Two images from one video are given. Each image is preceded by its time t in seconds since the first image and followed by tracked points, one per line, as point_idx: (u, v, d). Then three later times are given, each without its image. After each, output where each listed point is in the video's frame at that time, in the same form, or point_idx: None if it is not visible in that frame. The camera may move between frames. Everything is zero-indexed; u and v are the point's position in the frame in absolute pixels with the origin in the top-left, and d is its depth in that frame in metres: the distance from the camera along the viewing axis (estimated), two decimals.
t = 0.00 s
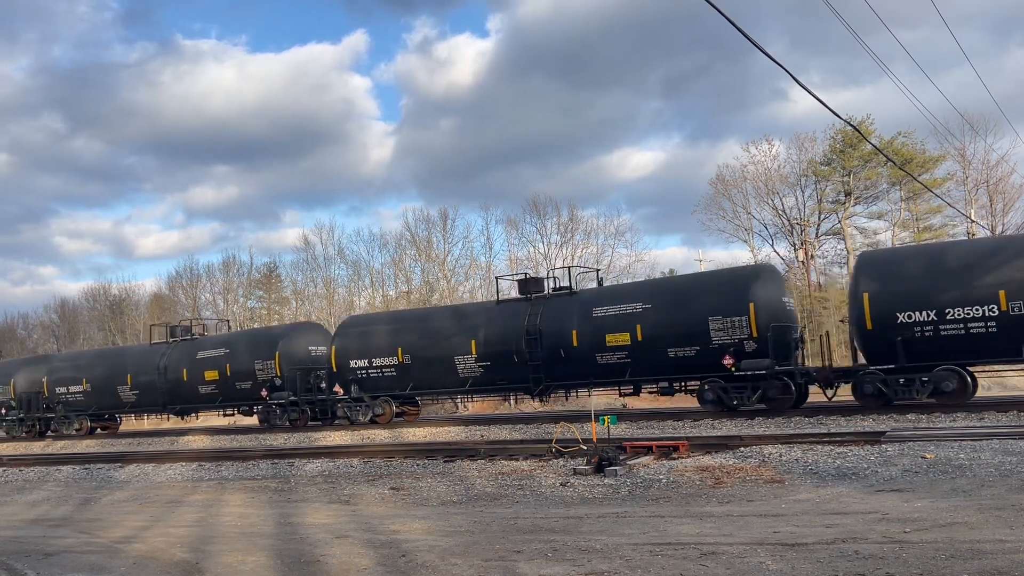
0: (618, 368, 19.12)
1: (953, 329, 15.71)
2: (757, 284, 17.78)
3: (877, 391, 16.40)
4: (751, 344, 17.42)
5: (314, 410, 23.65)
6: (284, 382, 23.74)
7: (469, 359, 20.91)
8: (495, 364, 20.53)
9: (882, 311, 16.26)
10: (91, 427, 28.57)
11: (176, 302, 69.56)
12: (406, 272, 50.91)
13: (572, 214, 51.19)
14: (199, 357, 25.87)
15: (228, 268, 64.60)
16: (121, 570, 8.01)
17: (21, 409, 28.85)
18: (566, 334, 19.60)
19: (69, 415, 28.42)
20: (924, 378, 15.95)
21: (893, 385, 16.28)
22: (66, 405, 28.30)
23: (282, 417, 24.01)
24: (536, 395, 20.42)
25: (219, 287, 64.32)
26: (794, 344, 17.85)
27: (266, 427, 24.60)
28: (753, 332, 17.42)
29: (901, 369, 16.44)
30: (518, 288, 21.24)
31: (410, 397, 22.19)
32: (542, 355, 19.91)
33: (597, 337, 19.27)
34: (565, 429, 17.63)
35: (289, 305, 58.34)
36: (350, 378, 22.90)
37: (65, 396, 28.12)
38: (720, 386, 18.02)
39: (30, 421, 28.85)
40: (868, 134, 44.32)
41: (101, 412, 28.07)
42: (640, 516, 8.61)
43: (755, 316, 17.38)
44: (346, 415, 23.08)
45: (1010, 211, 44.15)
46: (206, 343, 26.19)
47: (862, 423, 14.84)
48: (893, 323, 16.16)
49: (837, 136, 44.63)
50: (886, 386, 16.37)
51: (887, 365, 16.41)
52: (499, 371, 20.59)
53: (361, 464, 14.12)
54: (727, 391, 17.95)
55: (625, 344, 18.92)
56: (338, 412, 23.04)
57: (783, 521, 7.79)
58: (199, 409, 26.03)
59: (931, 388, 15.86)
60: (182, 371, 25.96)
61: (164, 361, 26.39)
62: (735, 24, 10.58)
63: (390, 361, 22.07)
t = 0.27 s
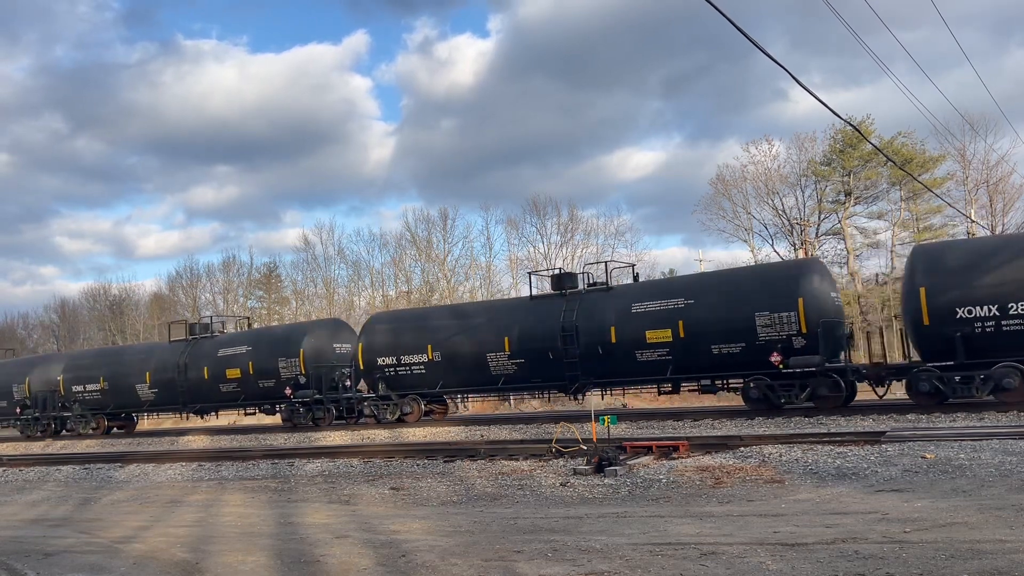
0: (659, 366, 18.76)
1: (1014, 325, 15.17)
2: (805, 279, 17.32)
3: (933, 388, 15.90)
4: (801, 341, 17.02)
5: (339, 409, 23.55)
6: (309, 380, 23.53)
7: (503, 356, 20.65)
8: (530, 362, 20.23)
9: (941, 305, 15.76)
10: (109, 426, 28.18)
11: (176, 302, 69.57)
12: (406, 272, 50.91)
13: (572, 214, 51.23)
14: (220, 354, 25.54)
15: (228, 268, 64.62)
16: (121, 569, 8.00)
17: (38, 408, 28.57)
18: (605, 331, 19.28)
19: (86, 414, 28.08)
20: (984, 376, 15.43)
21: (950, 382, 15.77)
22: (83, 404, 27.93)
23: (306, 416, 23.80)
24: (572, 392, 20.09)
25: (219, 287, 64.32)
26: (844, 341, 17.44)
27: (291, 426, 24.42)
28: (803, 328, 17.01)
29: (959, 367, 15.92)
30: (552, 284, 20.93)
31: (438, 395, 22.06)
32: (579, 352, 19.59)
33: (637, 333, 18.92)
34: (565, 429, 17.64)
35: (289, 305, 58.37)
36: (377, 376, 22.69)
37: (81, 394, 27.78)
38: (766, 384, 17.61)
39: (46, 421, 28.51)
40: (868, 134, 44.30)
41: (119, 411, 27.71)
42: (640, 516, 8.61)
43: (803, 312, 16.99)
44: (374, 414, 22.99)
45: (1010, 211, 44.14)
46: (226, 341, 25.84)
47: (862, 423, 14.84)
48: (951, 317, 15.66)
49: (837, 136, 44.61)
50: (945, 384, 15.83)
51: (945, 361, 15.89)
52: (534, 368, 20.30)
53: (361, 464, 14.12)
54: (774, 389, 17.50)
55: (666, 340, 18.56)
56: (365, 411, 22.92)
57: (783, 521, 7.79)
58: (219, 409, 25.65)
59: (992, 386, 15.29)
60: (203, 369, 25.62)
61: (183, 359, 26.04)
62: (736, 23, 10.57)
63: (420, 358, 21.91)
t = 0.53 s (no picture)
0: (702, 363, 18.36)
1: None
2: (855, 273, 16.83)
3: (994, 385, 15.61)
4: (854, 337, 16.50)
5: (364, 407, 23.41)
6: (335, 378, 23.24)
7: (537, 354, 20.29)
8: (566, 360, 19.90)
9: (1005, 300, 15.40)
10: (126, 426, 28.16)
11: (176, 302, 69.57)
12: (406, 272, 50.92)
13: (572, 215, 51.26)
14: (242, 352, 25.26)
15: (228, 268, 64.62)
16: (121, 569, 8.00)
17: (55, 406, 28.49)
18: (645, 328, 18.92)
19: (103, 413, 27.99)
20: None
21: (1012, 380, 15.43)
22: (100, 403, 27.86)
23: (331, 415, 23.53)
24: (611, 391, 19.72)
25: (219, 287, 64.31)
26: (895, 337, 16.93)
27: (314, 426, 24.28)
28: (855, 324, 16.51)
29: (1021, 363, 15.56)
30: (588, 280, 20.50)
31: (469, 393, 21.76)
32: (618, 349, 19.25)
33: (678, 330, 18.53)
34: (565, 429, 17.64)
35: (289, 305, 58.36)
36: (406, 373, 22.39)
37: (99, 393, 27.68)
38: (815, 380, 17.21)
39: (63, 419, 28.45)
40: (868, 134, 44.30)
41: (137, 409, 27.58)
42: (639, 516, 8.62)
43: (855, 307, 16.48)
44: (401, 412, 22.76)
45: (1010, 211, 44.15)
46: (247, 338, 25.63)
47: (862, 423, 14.83)
48: (1015, 313, 15.31)
49: (837, 137, 44.60)
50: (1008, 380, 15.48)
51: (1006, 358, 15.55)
52: (570, 366, 19.97)
53: (361, 464, 14.12)
54: (823, 385, 17.10)
55: (710, 337, 18.16)
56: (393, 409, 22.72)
57: (783, 521, 7.79)
58: (240, 407, 25.49)
59: None
60: (225, 367, 25.40)
61: (204, 357, 25.83)
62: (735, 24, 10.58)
63: (451, 356, 21.53)
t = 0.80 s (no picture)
0: (748, 360, 17.85)
1: None
2: (909, 267, 16.35)
3: None
4: (909, 333, 16.04)
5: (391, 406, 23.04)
6: (362, 376, 22.65)
7: (572, 351, 19.91)
8: (604, 358, 19.45)
9: None
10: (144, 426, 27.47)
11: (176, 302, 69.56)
12: (406, 272, 50.94)
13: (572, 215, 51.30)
14: (265, 350, 24.58)
15: (228, 268, 64.62)
16: (121, 570, 8.00)
17: (70, 406, 27.90)
18: (688, 324, 18.40)
19: (120, 413, 27.31)
20: None
21: None
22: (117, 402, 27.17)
23: (357, 413, 22.98)
24: (650, 390, 19.25)
25: (219, 286, 64.29)
26: (951, 334, 16.44)
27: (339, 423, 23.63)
28: (911, 319, 16.05)
29: None
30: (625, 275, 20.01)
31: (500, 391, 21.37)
32: (658, 345, 18.76)
33: (722, 326, 18.01)
34: (565, 429, 17.64)
35: (290, 305, 58.36)
36: (435, 371, 22.02)
37: (115, 392, 27.02)
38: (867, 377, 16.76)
39: (79, 419, 27.85)
40: (868, 134, 44.28)
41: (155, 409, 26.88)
42: (639, 516, 8.61)
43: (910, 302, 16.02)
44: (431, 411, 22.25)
45: (1010, 211, 44.15)
46: (270, 335, 24.86)
47: (862, 423, 14.83)
48: None
49: (838, 137, 44.59)
50: None
51: None
52: (608, 364, 19.52)
53: (361, 464, 14.12)
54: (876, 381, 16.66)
55: (756, 333, 17.64)
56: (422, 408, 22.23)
57: (783, 521, 7.79)
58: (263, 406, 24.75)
59: None
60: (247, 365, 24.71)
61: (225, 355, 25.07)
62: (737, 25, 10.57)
63: (483, 353, 21.14)
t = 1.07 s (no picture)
0: (797, 357, 17.38)
1: None
2: (970, 262, 15.79)
3: None
4: (968, 329, 15.51)
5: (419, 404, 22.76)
6: (390, 373, 22.41)
7: (611, 348, 19.48)
8: (645, 355, 19.01)
9: None
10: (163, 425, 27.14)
11: (176, 302, 69.54)
12: (406, 272, 50.95)
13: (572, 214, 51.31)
14: (289, 347, 24.35)
15: (228, 268, 64.60)
16: (121, 569, 7.99)
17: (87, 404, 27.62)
18: (733, 320, 17.92)
19: (138, 411, 27.07)
20: None
21: None
22: (136, 401, 27.01)
23: (384, 412, 22.56)
24: (692, 388, 18.83)
25: (219, 287, 64.27)
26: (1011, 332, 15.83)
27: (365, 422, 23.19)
28: (971, 315, 15.51)
29: None
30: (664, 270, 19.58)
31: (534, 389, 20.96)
32: (702, 342, 18.30)
33: (770, 322, 17.53)
34: (565, 429, 17.64)
35: (290, 305, 58.35)
36: (466, 368, 21.60)
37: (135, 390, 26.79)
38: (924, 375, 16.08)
39: (95, 418, 27.54)
40: (868, 134, 44.27)
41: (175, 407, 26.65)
42: (640, 515, 8.61)
43: (970, 297, 15.50)
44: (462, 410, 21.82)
45: (1010, 211, 44.13)
46: (293, 332, 24.70)
47: (862, 423, 14.83)
48: None
49: (838, 137, 44.60)
50: None
51: None
52: (648, 361, 19.09)
53: (360, 464, 14.11)
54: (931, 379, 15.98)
55: (806, 329, 17.16)
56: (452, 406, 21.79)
57: (783, 521, 7.79)
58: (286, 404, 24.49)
59: None
60: (271, 362, 24.49)
61: (248, 353, 24.87)
62: (732, 21, 10.60)
63: (516, 350, 20.72)
